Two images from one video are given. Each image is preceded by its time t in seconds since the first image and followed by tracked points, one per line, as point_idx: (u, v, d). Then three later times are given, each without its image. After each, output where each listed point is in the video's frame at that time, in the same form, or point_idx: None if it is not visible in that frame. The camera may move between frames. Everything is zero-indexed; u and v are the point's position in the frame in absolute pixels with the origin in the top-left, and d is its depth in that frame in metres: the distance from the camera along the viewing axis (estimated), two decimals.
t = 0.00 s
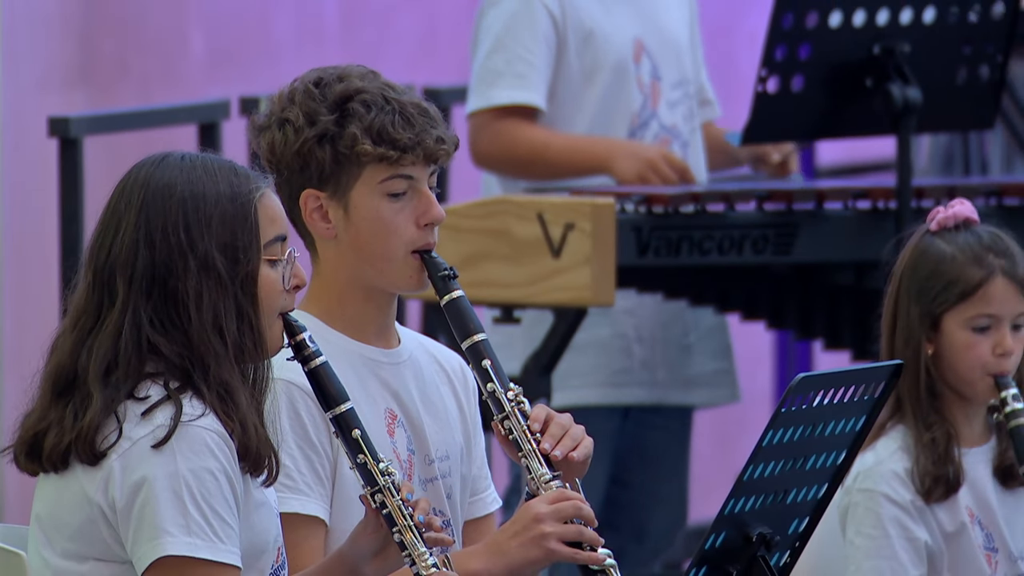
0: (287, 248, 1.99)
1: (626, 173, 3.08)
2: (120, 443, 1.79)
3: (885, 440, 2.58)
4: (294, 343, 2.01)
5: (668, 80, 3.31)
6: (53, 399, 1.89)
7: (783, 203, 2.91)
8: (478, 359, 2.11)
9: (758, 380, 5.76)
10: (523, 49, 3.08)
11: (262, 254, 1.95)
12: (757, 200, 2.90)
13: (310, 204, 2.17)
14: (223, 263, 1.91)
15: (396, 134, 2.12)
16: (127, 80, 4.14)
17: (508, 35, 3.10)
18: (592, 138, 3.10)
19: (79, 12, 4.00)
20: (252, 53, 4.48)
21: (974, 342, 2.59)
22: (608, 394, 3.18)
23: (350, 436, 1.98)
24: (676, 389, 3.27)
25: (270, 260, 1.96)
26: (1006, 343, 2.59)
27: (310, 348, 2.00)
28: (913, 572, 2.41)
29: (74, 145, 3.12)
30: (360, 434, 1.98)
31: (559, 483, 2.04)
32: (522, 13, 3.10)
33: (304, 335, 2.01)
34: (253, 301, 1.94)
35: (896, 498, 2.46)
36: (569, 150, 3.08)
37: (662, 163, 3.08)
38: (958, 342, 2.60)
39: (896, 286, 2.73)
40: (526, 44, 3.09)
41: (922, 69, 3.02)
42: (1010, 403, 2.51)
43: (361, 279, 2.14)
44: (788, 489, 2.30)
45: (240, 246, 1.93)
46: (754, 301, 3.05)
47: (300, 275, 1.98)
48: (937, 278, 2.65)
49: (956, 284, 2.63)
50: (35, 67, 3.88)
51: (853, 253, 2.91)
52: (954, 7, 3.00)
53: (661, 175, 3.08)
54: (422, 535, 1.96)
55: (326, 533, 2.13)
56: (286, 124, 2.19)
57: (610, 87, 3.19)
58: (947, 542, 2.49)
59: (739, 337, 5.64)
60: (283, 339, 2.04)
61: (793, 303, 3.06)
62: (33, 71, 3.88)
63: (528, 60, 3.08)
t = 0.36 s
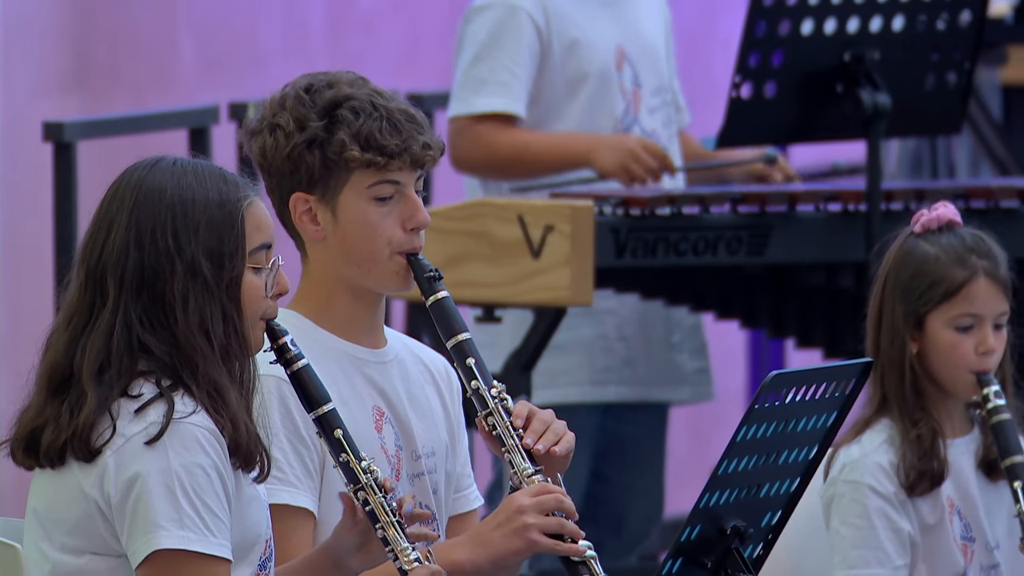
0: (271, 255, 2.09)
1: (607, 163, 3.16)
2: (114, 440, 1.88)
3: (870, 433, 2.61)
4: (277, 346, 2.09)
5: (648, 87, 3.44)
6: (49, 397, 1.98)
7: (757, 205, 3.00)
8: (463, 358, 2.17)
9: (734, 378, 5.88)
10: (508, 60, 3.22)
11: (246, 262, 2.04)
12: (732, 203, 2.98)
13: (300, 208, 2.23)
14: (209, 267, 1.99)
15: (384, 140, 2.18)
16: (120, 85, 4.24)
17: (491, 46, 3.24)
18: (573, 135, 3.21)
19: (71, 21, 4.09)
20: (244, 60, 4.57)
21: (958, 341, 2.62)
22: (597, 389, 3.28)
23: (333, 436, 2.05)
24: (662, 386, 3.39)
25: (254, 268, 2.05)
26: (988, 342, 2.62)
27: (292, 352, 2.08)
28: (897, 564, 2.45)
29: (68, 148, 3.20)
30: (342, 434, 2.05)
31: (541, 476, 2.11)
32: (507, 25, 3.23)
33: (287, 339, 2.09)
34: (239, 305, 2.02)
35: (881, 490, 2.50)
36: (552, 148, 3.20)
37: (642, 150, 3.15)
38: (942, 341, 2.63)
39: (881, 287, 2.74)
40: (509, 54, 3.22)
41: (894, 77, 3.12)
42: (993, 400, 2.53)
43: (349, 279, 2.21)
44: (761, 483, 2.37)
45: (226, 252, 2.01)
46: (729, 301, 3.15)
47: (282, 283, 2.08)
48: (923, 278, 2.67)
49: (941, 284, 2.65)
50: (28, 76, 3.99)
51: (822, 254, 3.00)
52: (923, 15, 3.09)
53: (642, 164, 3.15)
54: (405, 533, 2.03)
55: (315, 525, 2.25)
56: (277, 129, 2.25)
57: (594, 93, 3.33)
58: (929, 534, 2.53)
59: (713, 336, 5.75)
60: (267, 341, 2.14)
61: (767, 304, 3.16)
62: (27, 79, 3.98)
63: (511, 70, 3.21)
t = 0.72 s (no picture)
0: (258, 255, 2.17)
1: (546, 180, 3.27)
2: (105, 435, 1.97)
3: (851, 430, 2.63)
4: (264, 345, 2.16)
5: (617, 95, 3.54)
6: (43, 393, 2.08)
7: (730, 208, 3.09)
8: (446, 357, 2.24)
9: (707, 374, 5.96)
10: (469, 71, 3.35)
11: (234, 263, 2.13)
12: (705, 206, 3.08)
13: (289, 211, 2.30)
14: (198, 268, 2.09)
15: (371, 146, 2.25)
16: (115, 90, 4.79)
17: (457, 56, 3.38)
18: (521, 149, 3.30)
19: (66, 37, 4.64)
20: (230, 67, 5.01)
21: (941, 346, 2.62)
22: (559, 390, 3.39)
23: (317, 432, 2.12)
24: (623, 384, 3.47)
25: (242, 269, 2.14)
26: (971, 347, 2.61)
27: (279, 351, 2.15)
28: (872, 559, 2.49)
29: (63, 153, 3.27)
30: (325, 430, 2.12)
31: (521, 472, 2.19)
32: (472, 35, 3.37)
33: (273, 338, 2.16)
34: (227, 305, 2.12)
35: (859, 487, 2.52)
36: (498, 157, 3.31)
37: (580, 172, 3.27)
38: (926, 345, 2.63)
39: (869, 289, 2.75)
40: (472, 64, 3.36)
41: (866, 81, 3.21)
42: (971, 403, 2.54)
43: (337, 281, 2.28)
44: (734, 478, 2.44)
45: (214, 254, 2.10)
46: (703, 302, 3.23)
47: (269, 283, 2.17)
48: (910, 281, 2.68)
49: (928, 289, 2.66)
50: (25, 81, 4.50)
51: (796, 255, 3.07)
52: (891, 24, 3.15)
53: (578, 183, 3.27)
54: (386, 527, 2.10)
55: (304, 519, 2.34)
56: (267, 134, 2.33)
57: (562, 101, 3.44)
58: (905, 530, 2.55)
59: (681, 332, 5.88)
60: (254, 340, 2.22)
61: (739, 300, 3.24)
62: (24, 85, 4.49)
63: (473, 81, 3.35)
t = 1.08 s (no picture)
0: (252, 255, 2.27)
1: (518, 182, 3.36)
2: (106, 430, 2.06)
3: (833, 425, 2.70)
4: (258, 342, 2.25)
5: (589, 101, 3.67)
6: (45, 390, 2.16)
7: (710, 211, 3.18)
8: (434, 355, 2.32)
9: (687, 371, 6.11)
10: (450, 78, 3.46)
11: (228, 263, 2.22)
12: (686, 210, 3.16)
13: (282, 214, 2.39)
14: (194, 268, 2.18)
15: (361, 152, 2.34)
16: (113, 99, 4.81)
17: (436, 65, 3.49)
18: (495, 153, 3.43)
19: (68, 45, 4.68)
20: (225, 75, 5.01)
21: (919, 344, 2.71)
22: (540, 387, 3.52)
23: (310, 426, 2.21)
24: (595, 381, 3.59)
25: (236, 268, 2.23)
26: (948, 346, 2.71)
27: (272, 347, 2.24)
28: (850, 552, 2.56)
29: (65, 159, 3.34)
30: (319, 423, 2.21)
31: (507, 467, 2.27)
32: (450, 45, 3.49)
33: (267, 335, 2.25)
34: (222, 304, 2.21)
35: (839, 482, 2.60)
36: (475, 163, 3.43)
37: (549, 168, 3.37)
38: (905, 344, 2.72)
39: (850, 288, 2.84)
40: (452, 72, 3.47)
41: (839, 87, 3.31)
42: (949, 399, 2.62)
43: (328, 281, 2.35)
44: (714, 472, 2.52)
45: (210, 254, 2.19)
46: (685, 298, 3.30)
47: (263, 282, 2.27)
48: (890, 282, 2.76)
49: (907, 289, 2.75)
50: (27, 90, 4.58)
51: (772, 256, 3.19)
52: (866, 33, 3.28)
53: (550, 182, 3.37)
54: (378, 515, 2.20)
55: (297, 511, 2.42)
56: (260, 140, 2.41)
57: (534, 108, 3.56)
58: (883, 523, 2.64)
59: (658, 334, 5.98)
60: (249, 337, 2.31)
61: (718, 299, 3.32)
62: (25, 93, 4.57)
63: (454, 88, 3.46)
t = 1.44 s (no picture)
0: (244, 253, 2.37)
1: (504, 191, 3.47)
2: (106, 425, 2.16)
3: (799, 421, 2.78)
4: (252, 336, 2.35)
5: (573, 108, 3.77)
6: (47, 387, 2.26)
7: (689, 214, 3.27)
8: (422, 352, 2.42)
9: (666, 369, 6.33)
10: (438, 87, 3.56)
11: (222, 260, 2.32)
12: (666, 213, 3.25)
13: (275, 217, 2.47)
14: (189, 267, 2.28)
15: (351, 157, 2.42)
16: (114, 106, 4.82)
17: (425, 72, 3.58)
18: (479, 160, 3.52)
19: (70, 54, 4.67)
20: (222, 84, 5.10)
21: (879, 341, 2.77)
22: (525, 383, 3.63)
23: (304, 416, 2.32)
24: (578, 379, 3.69)
25: (230, 266, 2.34)
26: (907, 343, 2.77)
27: (267, 341, 2.35)
28: (818, 542, 2.64)
29: (66, 164, 3.43)
30: (313, 414, 2.32)
31: (492, 460, 2.36)
32: (439, 54, 3.58)
33: (262, 330, 2.35)
34: (216, 300, 2.31)
35: (806, 475, 2.68)
36: (462, 171, 3.52)
37: (535, 181, 3.46)
38: (865, 341, 2.78)
39: (812, 290, 2.90)
40: (440, 80, 3.57)
41: (813, 94, 3.41)
42: (909, 394, 2.69)
43: (319, 282, 2.44)
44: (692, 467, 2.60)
45: (204, 253, 2.29)
46: (664, 298, 3.41)
47: (255, 277, 2.38)
48: (851, 282, 2.82)
49: (867, 289, 2.81)
50: (32, 95, 4.60)
51: (747, 259, 3.28)
52: (839, 42, 3.38)
53: (536, 193, 3.46)
54: (371, 500, 2.31)
55: (290, 502, 2.51)
56: (254, 146, 2.50)
57: (518, 115, 3.66)
58: (851, 514, 2.72)
59: (639, 329, 6.21)
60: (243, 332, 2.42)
61: (697, 300, 3.42)
62: (31, 98, 4.59)
63: (442, 95, 3.56)
